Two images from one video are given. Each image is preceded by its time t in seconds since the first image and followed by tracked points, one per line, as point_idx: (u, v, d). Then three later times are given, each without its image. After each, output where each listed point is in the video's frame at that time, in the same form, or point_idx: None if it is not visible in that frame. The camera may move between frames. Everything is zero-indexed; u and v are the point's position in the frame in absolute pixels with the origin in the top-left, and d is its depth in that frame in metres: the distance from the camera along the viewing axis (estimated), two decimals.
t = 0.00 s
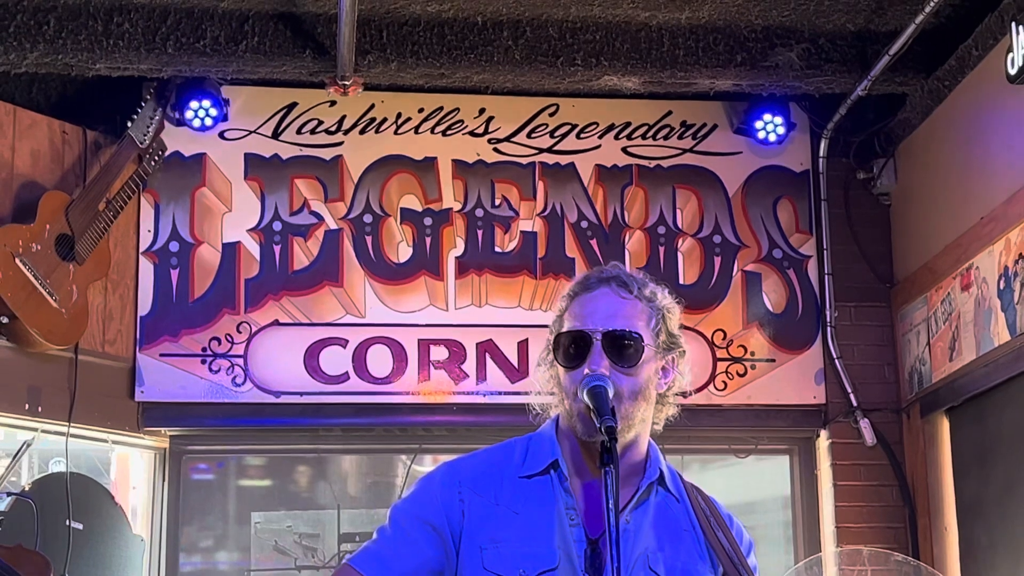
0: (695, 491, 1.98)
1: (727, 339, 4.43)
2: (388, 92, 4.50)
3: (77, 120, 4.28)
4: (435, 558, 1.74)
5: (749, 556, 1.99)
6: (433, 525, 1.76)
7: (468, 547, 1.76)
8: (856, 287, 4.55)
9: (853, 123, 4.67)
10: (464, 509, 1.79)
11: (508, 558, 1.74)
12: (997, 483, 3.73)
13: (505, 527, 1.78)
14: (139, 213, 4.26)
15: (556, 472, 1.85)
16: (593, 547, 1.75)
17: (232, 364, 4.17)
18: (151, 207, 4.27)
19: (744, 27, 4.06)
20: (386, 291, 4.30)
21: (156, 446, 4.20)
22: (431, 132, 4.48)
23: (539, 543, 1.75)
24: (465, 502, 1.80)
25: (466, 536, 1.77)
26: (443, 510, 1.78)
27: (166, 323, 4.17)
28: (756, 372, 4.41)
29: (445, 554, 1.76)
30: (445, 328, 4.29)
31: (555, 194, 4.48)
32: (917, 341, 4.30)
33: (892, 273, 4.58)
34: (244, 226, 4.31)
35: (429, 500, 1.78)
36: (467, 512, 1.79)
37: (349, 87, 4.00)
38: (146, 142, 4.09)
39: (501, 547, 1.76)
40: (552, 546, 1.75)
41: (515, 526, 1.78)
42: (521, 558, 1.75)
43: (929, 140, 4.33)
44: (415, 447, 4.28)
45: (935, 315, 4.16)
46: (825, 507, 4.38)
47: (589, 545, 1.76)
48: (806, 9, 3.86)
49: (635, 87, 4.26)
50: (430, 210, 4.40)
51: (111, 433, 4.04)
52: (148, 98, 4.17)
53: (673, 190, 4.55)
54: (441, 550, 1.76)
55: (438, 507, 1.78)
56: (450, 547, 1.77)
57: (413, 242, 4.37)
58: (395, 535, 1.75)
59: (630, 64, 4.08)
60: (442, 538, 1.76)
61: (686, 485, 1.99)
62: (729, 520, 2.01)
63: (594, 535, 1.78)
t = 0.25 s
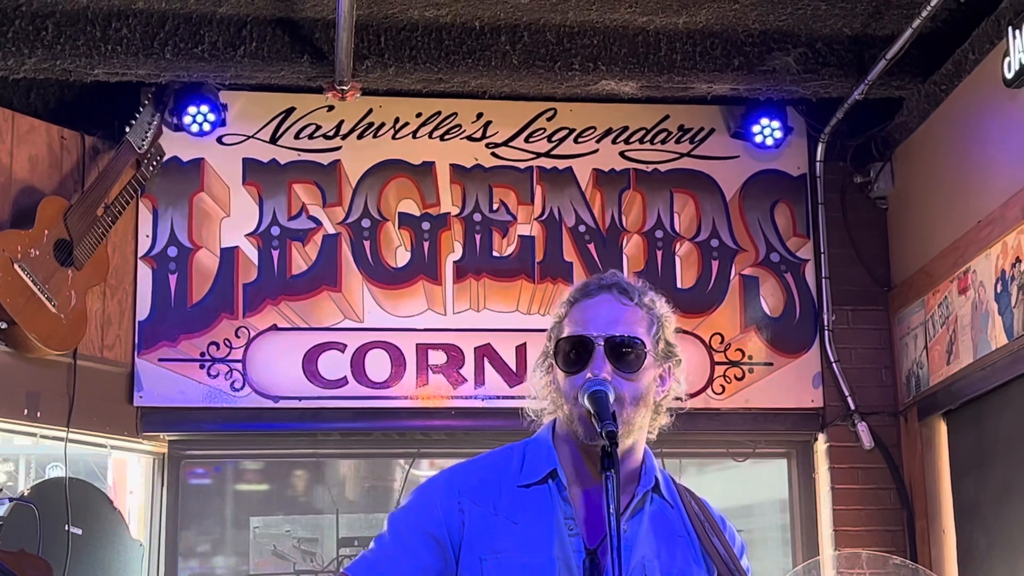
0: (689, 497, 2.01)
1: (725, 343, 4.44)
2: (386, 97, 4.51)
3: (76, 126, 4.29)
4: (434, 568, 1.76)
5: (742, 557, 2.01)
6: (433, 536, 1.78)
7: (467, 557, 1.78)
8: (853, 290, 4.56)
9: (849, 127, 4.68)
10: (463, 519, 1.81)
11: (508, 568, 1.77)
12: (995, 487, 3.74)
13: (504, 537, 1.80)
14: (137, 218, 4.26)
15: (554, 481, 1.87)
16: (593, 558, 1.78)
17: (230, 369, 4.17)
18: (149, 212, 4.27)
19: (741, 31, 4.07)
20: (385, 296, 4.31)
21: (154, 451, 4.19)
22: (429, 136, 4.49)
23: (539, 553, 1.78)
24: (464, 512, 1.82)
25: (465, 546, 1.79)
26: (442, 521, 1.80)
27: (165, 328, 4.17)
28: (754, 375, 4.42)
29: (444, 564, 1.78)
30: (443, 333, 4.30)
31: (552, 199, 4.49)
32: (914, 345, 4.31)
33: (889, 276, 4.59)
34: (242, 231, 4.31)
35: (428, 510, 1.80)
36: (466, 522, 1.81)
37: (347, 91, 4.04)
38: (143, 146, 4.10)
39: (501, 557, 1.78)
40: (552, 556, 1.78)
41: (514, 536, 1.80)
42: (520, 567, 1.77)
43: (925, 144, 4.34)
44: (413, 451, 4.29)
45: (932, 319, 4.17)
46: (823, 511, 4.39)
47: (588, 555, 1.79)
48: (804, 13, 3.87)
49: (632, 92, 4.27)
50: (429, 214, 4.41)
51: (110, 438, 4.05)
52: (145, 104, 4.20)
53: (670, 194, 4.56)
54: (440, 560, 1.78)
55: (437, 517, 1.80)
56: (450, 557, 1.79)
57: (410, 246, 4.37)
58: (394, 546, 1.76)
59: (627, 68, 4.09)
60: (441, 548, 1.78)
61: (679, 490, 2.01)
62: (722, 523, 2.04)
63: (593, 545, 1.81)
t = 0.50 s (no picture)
0: (688, 496, 2.02)
1: (722, 345, 4.45)
2: (383, 100, 4.51)
3: (74, 129, 4.29)
4: None
5: (744, 555, 2.03)
6: (436, 547, 1.78)
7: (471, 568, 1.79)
8: (849, 292, 4.57)
9: (845, 129, 4.69)
10: (466, 530, 1.82)
11: None
12: (992, 489, 3.74)
13: (507, 546, 1.81)
14: (134, 221, 4.26)
15: (555, 489, 1.89)
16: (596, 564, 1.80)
17: (228, 372, 4.17)
18: (146, 216, 4.27)
19: (738, 34, 4.08)
20: (382, 299, 4.31)
21: (152, 454, 4.19)
22: (426, 139, 4.49)
23: (542, 562, 1.78)
24: (466, 523, 1.82)
25: (468, 556, 1.80)
26: (445, 532, 1.80)
27: (162, 332, 4.18)
28: (751, 377, 4.43)
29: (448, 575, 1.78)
30: (440, 335, 4.30)
31: (549, 201, 4.49)
32: (911, 346, 4.32)
33: (886, 278, 4.60)
34: (239, 234, 4.32)
35: (430, 522, 1.81)
36: (468, 533, 1.82)
37: (344, 94, 3.98)
38: (141, 150, 4.09)
39: (504, 568, 1.78)
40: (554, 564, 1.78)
41: (517, 546, 1.81)
42: None
43: (921, 147, 4.35)
44: (411, 454, 4.29)
45: (929, 320, 4.18)
46: (820, 512, 4.39)
47: (591, 561, 1.80)
48: (800, 16, 3.89)
49: (629, 94, 4.28)
50: (426, 217, 4.41)
51: (108, 441, 4.05)
52: (143, 106, 4.18)
53: (667, 197, 4.56)
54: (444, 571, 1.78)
55: (440, 528, 1.80)
56: (453, 568, 1.79)
57: (408, 249, 4.38)
58: (398, 559, 1.77)
59: (624, 71, 4.09)
60: (445, 560, 1.79)
61: (679, 490, 2.02)
62: (723, 520, 2.06)
63: (594, 551, 1.83)
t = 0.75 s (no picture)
0: (709, 495, 2.05)
1: (721, 346, 4.45)
2: (382, 101, 4.52)
3: (73, 131, 4.30)
4: None
5: (765, 552, 2.06)
6: (458, 551, 1.85)
7: (492, 570, 1.85)
8: (848, 292, 4.58)
9: (844, 129, 4.69)
10: (487, 532, 1.88)
11: None
12: (991, 489, 3.75)
13: (527, 547, 1.86)
14: (133, 223, 4.27)
15: (574, 490, 1.93)
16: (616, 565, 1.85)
17: (227, 373, 4.18)
18: (145, 217, 4.28)
19: (737, 34, 4.09)
20: (382, 300, 4.32)
21: (152, 455, 4.20)
22: (425, 140, 4.50)
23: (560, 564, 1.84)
24: (486, 526, 1.88)
25: (489, 558, 1.86)
26: (466, 536, 1.87)
27: (162, 333, 4.18)
28: (750, 378, 4.43)
29: None
30: (439, 336, 4.31)
31: (548, 202, 4.50)
32: (910, 346, 4.32)
33: (885, 278, 4.61)
34: (238, 236, 4.32)
35: (451, 527, 1.87)
36: (488, 535, 1.88)
37: (343, 96, 3.98)
38: (140, 152, 4.08)
39: (525, 569, 1.84)
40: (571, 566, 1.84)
41: (537, 548, 1.86)
42: None
43: (919, 147, 4.36)
44: (410, 455, 4.29)
45: (928, 320, 4.18)
46: (820, 512, 4.40)
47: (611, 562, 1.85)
48: (798, 16, 3.89)
49: (628, 95, 4.28)
50: (425, 218, 4.42)
51: (107, 443, 4.05)
52: (143, 107, 4.19)
53: (666, 197, 4.57)
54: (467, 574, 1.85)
55: (461, 533, 1.87)
56: (475, 570, 1.86)
57: (407, 250, 4.38)
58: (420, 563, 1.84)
59: (623, 72, 4.10)
60: (467, 563, 1.85)
61: (700, 488, 2.06)
62: (744, 517, 2.09)
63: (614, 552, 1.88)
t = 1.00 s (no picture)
0: (738, 495, 2.10)
1: (720, 345, 4.45)
2: (381, 101, 4.52)
3: (74, 132, 4.30)
4: None
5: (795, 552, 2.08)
6: (491, 557, 1.95)
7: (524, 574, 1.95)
8: (847, 291, 4.58)
9: (843, 129, 4.70)
10: (519, 539, 1.98)
11: None
12: (991, 488, 3.75)
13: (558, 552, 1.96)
14: (133, 223, 4.27)
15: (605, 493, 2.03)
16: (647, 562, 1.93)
17: (227, 374, 4.18)
18: (145, 218, 4.28)
19: (736, 34, 4.08)
20: (382, 300, 4.32)
21: (152, 456, 4.20)
22: (425, 140, 4.50)
23: (592, 568, 1.94)
24: (518, 533, 1.98)
25: (521, 563, 1.96)
26: (499, 543, 1.97)
27: (162, 333, 4.18)
28: (750, 377, 4.43)
29: None
30: (439, 336, 4.31)
31: (548, 202, 4.50)
32: (910, 346, 4.33)
33: (884, 277, 4.61)
34: (238, 236, 4.32)
35: (485, 534, 1.97)
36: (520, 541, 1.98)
37: (343, 96, 3.99)
38: (139, 152, 4.09)
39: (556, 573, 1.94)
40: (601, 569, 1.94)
41: (566, 552, 1.96)
42: None
43: (919, 146, 4.36)
44: (410, 455, 4.29)
45: (927, 320, 4.18)
46: (820, 511, 4.40)
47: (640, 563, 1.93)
48: (798, 16, 3.89)
49: (627, 95, 4.28)
50: (424, 218, 4.42)
51: (108, 443, 4.05)
52: (143, 108, 4.19)
53: (666, 197, 4.57)
54: None
55: (494, 540, 1.97)
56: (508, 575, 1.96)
57: (407, 250, 4.38)
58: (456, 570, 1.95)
59: (623, 72, 4.10)
60: (500, 568, 1.95)
61: (729, 489, 2.11)
62: (773, 518, 2.12)
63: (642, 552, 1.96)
